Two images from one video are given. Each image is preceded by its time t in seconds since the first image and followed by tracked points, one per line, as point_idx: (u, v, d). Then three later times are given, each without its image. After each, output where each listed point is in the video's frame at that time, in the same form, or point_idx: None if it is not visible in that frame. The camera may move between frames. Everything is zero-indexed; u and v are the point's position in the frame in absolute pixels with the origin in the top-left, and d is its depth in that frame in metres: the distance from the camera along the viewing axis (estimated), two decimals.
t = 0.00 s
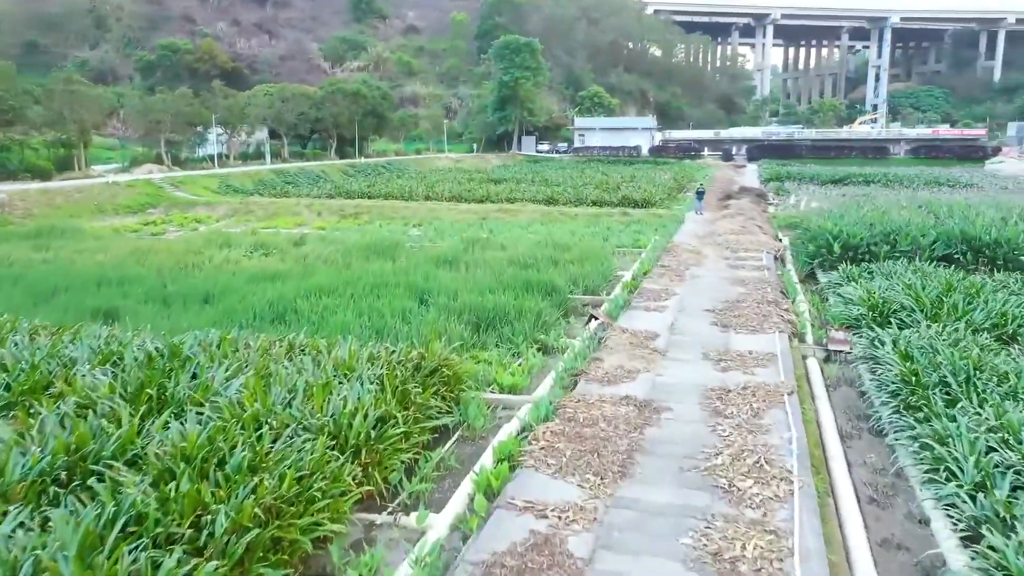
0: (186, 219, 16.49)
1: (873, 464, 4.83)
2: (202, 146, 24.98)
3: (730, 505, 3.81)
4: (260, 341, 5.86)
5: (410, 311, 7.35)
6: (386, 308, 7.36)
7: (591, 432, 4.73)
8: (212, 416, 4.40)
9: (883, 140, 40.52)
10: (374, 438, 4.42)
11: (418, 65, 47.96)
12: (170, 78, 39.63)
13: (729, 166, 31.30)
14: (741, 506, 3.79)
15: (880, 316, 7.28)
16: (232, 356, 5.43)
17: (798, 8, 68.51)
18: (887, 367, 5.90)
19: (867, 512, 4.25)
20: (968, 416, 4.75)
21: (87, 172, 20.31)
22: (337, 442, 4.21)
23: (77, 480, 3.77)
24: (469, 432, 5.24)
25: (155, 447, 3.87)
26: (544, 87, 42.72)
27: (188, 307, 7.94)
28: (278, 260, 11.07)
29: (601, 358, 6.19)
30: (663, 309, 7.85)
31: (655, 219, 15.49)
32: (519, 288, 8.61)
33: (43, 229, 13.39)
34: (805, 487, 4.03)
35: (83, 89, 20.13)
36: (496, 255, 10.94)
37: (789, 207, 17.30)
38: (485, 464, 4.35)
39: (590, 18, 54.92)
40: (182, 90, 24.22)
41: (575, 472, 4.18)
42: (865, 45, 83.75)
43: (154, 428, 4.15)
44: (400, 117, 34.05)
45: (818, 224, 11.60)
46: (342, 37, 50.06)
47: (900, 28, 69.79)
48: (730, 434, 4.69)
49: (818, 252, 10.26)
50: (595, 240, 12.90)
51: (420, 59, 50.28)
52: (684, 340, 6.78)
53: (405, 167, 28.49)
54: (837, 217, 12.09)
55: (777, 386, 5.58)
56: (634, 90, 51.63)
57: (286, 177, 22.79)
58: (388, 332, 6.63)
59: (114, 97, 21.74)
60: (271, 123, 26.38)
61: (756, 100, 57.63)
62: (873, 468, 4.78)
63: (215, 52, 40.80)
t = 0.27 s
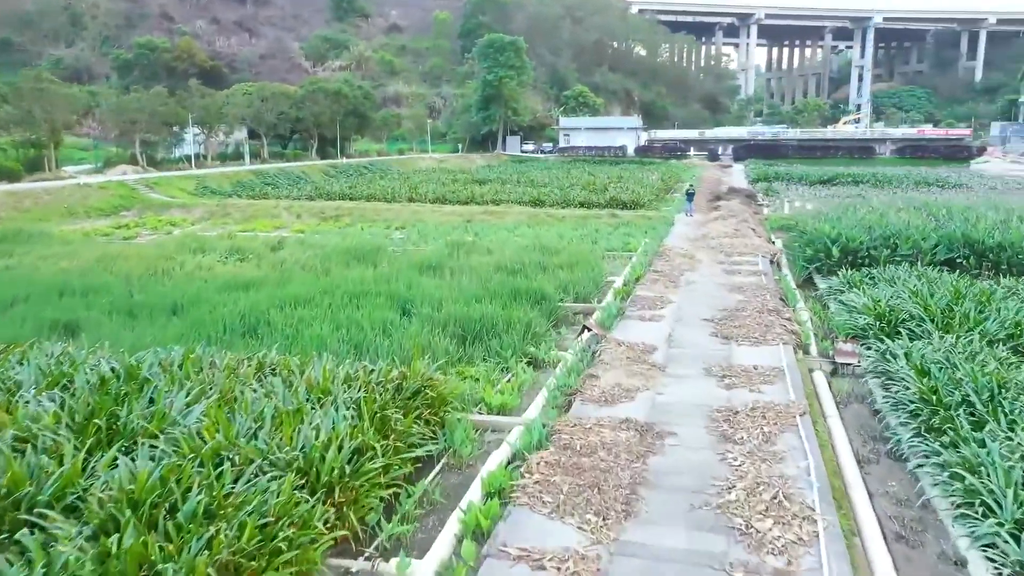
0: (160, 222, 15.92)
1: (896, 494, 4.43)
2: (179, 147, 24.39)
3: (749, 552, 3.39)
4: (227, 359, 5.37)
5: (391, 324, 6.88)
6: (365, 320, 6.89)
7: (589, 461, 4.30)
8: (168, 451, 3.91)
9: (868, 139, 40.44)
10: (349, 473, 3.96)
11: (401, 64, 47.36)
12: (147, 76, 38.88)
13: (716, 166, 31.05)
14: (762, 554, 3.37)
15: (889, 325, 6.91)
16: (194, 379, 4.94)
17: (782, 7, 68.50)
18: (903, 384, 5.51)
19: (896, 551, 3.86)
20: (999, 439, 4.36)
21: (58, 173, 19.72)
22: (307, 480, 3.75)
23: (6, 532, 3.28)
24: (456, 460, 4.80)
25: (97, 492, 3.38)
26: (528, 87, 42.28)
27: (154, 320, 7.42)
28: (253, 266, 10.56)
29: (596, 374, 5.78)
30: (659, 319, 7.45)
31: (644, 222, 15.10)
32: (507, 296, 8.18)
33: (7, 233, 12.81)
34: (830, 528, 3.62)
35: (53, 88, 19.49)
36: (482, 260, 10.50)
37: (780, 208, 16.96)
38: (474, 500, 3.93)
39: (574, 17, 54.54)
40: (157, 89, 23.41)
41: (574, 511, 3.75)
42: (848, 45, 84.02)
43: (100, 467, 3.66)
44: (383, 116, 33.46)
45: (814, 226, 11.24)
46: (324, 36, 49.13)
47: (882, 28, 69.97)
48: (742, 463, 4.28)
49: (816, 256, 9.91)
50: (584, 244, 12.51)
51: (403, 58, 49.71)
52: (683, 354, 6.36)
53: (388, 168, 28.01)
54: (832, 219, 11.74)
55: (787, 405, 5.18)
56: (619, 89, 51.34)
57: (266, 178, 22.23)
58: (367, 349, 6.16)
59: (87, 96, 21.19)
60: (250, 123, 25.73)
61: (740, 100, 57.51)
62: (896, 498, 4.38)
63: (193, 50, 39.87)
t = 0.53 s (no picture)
0: (133, 226, 15.35)
1: (926, 530, 4.04)
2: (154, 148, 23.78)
3: None
4: (190, 382, 4.89)
5: (371, 338, 6.42)
6: (344, 335, 6.42)
7: (591, 497, 3.87)
8: (112, 497, 3.44)
9: (855, 139, 40.30)
10: (319, 519, 3.50)
11: (384, 63, 46.79)
12: (124, 76, 38.09)
13: (703, 166, 30.79)
14: None
15: (900, 336, 6.53)
16: (149, 407, 4.46)
17: (766, 7, 68.40)
18: (923, 403, 5.13)
19: None
20: None
21: (27, 175, 19.19)
22: (272, 528, 3.29)
23: None
24: (441, 495, 4.35)
25: (26, 551, 2.91)
26: (512, 87, 41.84)
27: (116, 334, 6.92)
28: (227, 274, 10.04)
29: (593, 394, 5.35)
30: (656, 330, 7.04)
31: (634, 225, 14.72)
32: (494, 306, 7.74)
33: None
34: None
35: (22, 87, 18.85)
36: (467, 267, 10.07)
37: (771, 210, 16.62)
38: (462, 546, 3.49)
39: (559, 16, 54.11)
40: (129, 87, 22.56)
41: (575, 561, 3.32)
42: (830, 45, 84.22)
43: (32, 519, 3.18)
44: (366, 116, 32.89)
45: (811, 228, 10.88)
46: (306, 35, 48.16)
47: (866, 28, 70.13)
48: (759, 498, 3.86)
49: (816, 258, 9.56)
50: (573, 248, 12.11)
51: (386, 57, 49.11)
52: (685, 370, 5.95)
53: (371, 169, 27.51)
54: (831, 220, 11.37)
55: (800, 427, 4.79)
56: (604, 89, 51.01)
57: (244, 180, 21.65)
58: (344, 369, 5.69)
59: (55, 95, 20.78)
60: (228, 123, 25.04)
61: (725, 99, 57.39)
62: (927, 536, 3.98)
63: (171, 49, 38.82)
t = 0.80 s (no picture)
0: (104, 229, 14.81)
1: None
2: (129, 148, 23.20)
3: None
4: (148, 409, 4.42)
5: (349, 355, 5.96)
6: (321, 351, 5.96)
7: (595, 543, 3.44)
8: (43, 557, 2.99)
9: (841, 139, 40.04)
10: None
11: (366, 62, 46.22)
12: (100, 74, 37.33)
13: (690, 167, 30.53)
14: None
15: (914, 349, 6.15)
16: (96, 442, 3.98)
17: (750, 7, 68.34)
18: (948, 427, 4.74)
19: None
20: None
21: None
22: None
23: None
24: (425, 538, 3.92)
25: None
26: (497, 87, 41.43)
27: (74, 349, 6.42)
28: (199, 282, 9.54)
29: (591, 418, 4.92)
30: (655, 343, 6.62)
31: (623, 228, 14.35)
32: (482, 317, 7.30)
33: None
34: None
35: None
36: (452, 273, 9.62)
37: (763, 212, 16.31)
38: None
39: (543, 15, 53.73)
40: (102, 86, 21.86)
41: None
42: (814, 44, 84.39)
43: None
44: (349, 115, 32.35)
45: (808, 230, 10.52)
46: (288, 33, 47.42)
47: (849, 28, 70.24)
48: (783, 543, 3.45)
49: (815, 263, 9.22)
50: (561, 252, 11.71)
51: (369, 56, 48.54)
52: (688, 389, 5.53)
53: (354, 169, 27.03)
54: (828, 221, 11.01)
55: (819, 455, 4.38)
56: (590, 88, 50.68)
57: (223, 181, 21.09)
58: (320, 391, 5.24)
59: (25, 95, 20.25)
60: (206, 123, 24.48)
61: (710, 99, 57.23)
62: None
63: (149, 47, 37.98)
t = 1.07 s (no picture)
0: (74, 233, 14.24)
1: None
2: (104, 148, 22.58)
3: None
4: (96, 442, 3.95)
5: (325, 373, 5.49)
6: (295, 370, 5.50)
7: None
8: None
9: (827, 138, 39.66)
10: None
11: (349, 61, 45.60)
12: (76, 73, 36.53)
13: (677, 167, 30.24)
14: None
15: (929, 363, 5.80)
16: (33, 484, 3.52)
17: (734, 7, 68.28)
18: (979, 453, 4.34)
19: None
20: None
21: None
22: None
23: None
24: None
25: None
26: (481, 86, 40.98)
27: (26, 367, 5.92)
28: (169, 290, 9.01)
29: (591, 446, 4.48)
30: (655, 358, 6.20)
31: (613, 231, 13.98)
32: (468, 328, 6.86)
33: None
34: None
35: None
36: (437, 280, 9.16)
37: (754, 214, 15.99)
38: None
39: (527, 14, 53.35)
40: (75, 84, 21.18)
41: None
42: (797, 45, 84.56)
43: None
44: (331, 115, 31.79)
45: (805, 233, 10.17)
46: (268, 31, 46.69)
47: (833, 29, 70.37)
48: None
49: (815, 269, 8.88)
50: (550, 257, 11.30)
51: (351, 55, 47.93)
52: (693, 410, 5.11)
53: (336, 170, 26.50)
54: (825, 223, 10.66)
55: (842, 489, 3.97)
56: (574, 88, 50.34)
57: (200, 182, 20.50)
58: (293, 417, 4.79)
59: None
60: (182, 122, 23.89)
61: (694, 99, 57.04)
62: None
63: (126, 46, 37.23)
